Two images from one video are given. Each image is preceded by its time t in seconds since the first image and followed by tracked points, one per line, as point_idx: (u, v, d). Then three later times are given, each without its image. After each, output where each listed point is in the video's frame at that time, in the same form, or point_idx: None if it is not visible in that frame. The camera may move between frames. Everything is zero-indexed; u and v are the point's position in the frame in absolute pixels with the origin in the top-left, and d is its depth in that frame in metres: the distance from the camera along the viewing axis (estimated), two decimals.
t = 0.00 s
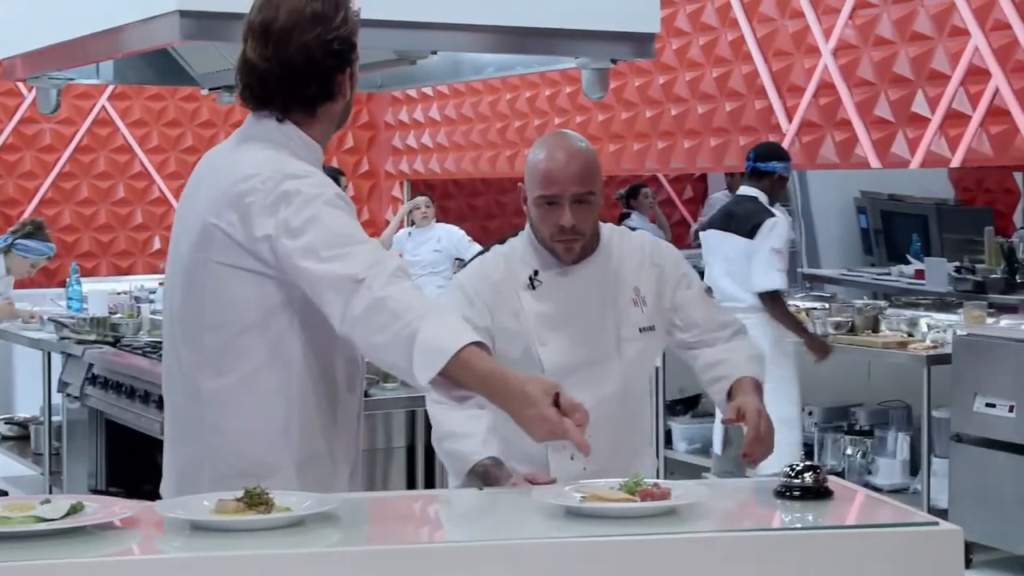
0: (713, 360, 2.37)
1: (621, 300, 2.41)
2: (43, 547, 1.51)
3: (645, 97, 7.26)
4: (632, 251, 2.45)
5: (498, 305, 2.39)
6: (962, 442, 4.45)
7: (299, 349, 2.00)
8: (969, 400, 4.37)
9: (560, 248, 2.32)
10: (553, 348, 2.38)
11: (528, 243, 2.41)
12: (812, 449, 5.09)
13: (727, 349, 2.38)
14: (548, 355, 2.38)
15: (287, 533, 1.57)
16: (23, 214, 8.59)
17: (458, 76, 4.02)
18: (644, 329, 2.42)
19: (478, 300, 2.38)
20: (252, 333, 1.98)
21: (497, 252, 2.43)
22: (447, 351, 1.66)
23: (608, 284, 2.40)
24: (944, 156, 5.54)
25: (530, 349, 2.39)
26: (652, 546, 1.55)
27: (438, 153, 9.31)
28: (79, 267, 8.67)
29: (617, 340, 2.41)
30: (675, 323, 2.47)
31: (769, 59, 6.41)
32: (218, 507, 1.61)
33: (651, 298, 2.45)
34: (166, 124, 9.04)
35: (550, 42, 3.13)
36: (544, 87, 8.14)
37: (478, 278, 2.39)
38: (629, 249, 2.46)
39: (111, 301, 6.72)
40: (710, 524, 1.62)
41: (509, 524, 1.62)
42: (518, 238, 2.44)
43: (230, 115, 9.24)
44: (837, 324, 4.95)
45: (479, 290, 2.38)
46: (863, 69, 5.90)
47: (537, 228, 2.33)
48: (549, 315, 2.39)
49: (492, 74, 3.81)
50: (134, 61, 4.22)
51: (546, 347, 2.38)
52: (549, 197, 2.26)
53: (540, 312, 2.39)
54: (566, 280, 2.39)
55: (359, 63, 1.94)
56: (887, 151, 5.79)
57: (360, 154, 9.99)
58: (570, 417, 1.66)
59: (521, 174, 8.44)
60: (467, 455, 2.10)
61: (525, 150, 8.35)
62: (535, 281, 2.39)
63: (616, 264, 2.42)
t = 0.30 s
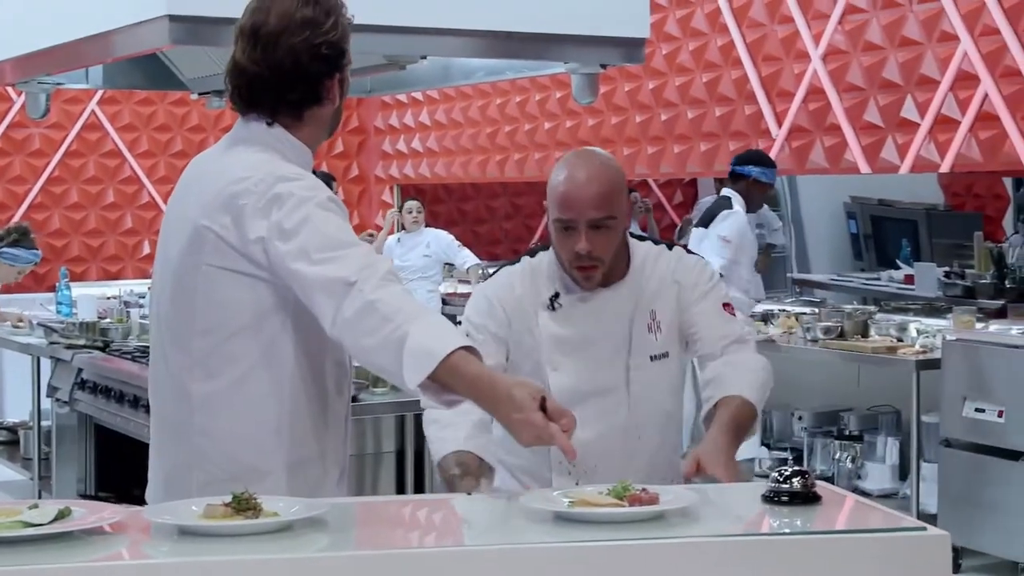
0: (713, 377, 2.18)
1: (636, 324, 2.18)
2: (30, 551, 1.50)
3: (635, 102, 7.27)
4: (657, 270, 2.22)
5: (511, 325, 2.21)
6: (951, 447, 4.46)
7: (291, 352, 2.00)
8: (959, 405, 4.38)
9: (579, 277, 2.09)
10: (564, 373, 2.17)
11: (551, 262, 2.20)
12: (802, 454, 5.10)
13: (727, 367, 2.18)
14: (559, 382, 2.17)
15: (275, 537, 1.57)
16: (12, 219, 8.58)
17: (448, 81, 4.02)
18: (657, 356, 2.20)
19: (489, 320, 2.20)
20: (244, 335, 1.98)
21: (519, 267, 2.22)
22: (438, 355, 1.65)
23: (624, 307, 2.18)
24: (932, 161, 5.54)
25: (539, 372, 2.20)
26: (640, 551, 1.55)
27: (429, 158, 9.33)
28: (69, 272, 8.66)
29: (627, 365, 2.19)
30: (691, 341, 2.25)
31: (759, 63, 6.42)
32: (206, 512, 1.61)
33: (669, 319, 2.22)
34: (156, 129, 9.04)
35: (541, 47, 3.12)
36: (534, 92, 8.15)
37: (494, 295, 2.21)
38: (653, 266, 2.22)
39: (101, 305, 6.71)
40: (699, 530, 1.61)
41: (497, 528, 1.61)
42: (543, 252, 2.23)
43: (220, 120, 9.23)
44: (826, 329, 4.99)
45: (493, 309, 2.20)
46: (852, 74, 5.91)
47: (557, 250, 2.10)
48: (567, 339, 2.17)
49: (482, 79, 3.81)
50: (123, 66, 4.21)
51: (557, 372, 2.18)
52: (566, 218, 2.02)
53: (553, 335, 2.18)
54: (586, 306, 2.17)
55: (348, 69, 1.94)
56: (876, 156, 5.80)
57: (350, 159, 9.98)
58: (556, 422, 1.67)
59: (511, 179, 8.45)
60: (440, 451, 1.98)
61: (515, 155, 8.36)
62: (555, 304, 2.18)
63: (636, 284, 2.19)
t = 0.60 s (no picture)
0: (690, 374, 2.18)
1: (615, 338, 2.17)
2: (23, 556, 1.50)
3: (627, 104, 7.27)
4: (629, 277, 2.21)
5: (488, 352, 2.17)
6: (944, 448, 4.46)
7: (284, 351, 2.00)
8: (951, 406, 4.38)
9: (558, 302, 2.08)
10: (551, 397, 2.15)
11: (525, 285, 2.17)
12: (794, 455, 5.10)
13: (697, 376, 2.17)
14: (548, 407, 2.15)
15: (268, 541, 1.57)
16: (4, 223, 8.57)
17: (440, 84, 4.02)
18: (636, 369, 2.20)
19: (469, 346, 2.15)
20: (236, 336, 1.97)
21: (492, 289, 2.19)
22: (430, 346, 1.66)
23: (602, 322, 2.17)
24: (923, 162, 5.54)
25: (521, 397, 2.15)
26: (631, 553, 1.55)
27: (421, 161, 9.33)
28: (61, 275, 8.65)
29: (607, 381, 2.18)
30: (662, 346, 2.25)
31: (750, 65, 6.42)
32: (198, 516, 1.61)
33: (642, 327, 2.22)
34: (148, 133, 9.04)
35: (532, 50, 3.12)
36: (526, 95, 8.16)
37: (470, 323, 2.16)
38: (625, 274, 2.22)
39: (93, 309, 6.70)
40: (691, 533, 1.61)
41: (489, 532, 1.61)
42: (513, 273, 2.20)
43: (211, 123, 9.23)
44: (820, 330, 5.00)
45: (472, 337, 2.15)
46: (843, 75, 5.92)
47: (534, 276, 2.09)
48: (549, 363, 2.16)
49: (474, 82, 3.81)
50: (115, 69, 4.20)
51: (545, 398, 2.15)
52: (543, 245, 2.01)
53: (535, 360, 2.16)
54: (563, 332, 2.16)
55: (335, 69, 1.94)
56: (868, 157, 5.81)
57: (342, 162, 10.00)
58: (550, 408, 1.67)
59: (503, 182, 8.45)
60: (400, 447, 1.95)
61: (507, 157, 8.37)
62: (534, 329, 2.16)
63: (610, 296, 2.19)
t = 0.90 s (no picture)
0: (668, 375, 2.18)
1: (583, 351, 2.14)
2: (23, 557, 1.50)
3: (625, 106, 7.28)
4: (589, 289, 2.19)
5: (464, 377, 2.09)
6: (943, 450, 4.46)
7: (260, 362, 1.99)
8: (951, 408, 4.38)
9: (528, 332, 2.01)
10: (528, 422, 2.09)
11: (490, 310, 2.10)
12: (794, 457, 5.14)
13: (674, 378, 2.17)
14: (526, 431, 2.09)
15: (268, 542, 1.57)
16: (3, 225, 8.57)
17: (438, 86, 4.02)
18: (602, 379, 2.18)
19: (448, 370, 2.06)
20: (215, 343, 1.98)
21: (458, 315, 2.12)
22: (380, 344, 1.67)
23: (571, 337, 2.13)
24: (922, 164, 5.55)
25: (502, 420, 2.09)
26: (633, 555, 1.55)
27: (420, 163, 9.34)
28: (60, 277, 8.64)
29: (578, 393, 2.15)
30: (631, 350, 2.26)
31: (749, 67, 6.43)
32: (198, 517, 1.61)
33: (605, 335, 2.20)
34: (147, 134, 9.05)
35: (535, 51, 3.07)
36: (525, 97, 8.16)
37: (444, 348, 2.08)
38: (585, 285, 2.20)
39: (93, 311, 6.70)
40: (691, 534, 1.61)
41: (489, 534, 1.61)
42: (477, 295, 2.13)
43: (210, 125, 9.24)
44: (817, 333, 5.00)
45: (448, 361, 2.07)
46: (842, 77, 5.92)
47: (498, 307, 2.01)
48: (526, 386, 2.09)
49: (472, 84, 3.81)
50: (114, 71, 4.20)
51: (522, 422, 2.09)
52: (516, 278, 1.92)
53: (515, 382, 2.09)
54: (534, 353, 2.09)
55: (327, 74, 1.95)
56: (867, 159, 5.82)
57: (341, 164, 10.01)
58: (512, 369, 1.74)
59: (502, 184, 8.45)
60: (380, 453, 1.93)
61: (506, 159, 8.37)
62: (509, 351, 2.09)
63: (575, 308, 2.16)
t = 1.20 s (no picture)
0: (664, 374, 2.19)
1: (574, 356, 2.12)
2: (29, 554, 1.51)
3: (630, 107, 7.28)
4: (577, 293, 2.19)
5: (460, 393, 2.07)
6: (947, 453, 4.46)
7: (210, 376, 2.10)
8: (954, 411, 4.38)
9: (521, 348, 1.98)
10: (525, 432, 2.09)
11: (479, 322, 2.07)
12: (798, 460, 5.15)
13: (673, 377, 2.18)
14: (522, 441, 2.09)
15: (272, 542, 1.57)
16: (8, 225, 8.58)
17: (444, 86, 4.02)
18: (595, 383, 2.17)
19: (442, 384, 2.04)
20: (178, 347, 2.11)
21: (449, 327, 2.09)
22: (215, 412, 1.78)
23: (563, 343, 2.12)
24: (928, 166, 5.56)
25: (500, 430, 2.09)
26: (638, 556, 1.55)
27: (425, 163, 9.35)
28: (65, 277, 8.65)
29: (573, 398, 2.13)
30: (623, 350, 2.27)
31: (755, 69, 6.43)
32: (203, 516, 1.61)
33: (595, 337, 2.21)
34: (152, 134, 9.08)
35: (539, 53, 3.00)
36: (530, 98, 8.17)
37: (438, 362, 2.05)
38: (573, 291, 2.20)
39: (97, 310, 6.70)
40: (695, 535, 1.61)
41: (495, 534, 1.62)
42: (468, 306, 2.10)
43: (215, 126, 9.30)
44: (823, 335, 5.00)
45: (442, 374, 2.04)
46: (848, 80, 5.93)
47: (489, 321, 1.97)
48: (522, 396, 2.08)
49: (479, 85, 3.81)
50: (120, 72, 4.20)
51: (518, 431, 2.09)
52: (507, 296, 1.89)
53: (510, 394, 2.08)
54: (527, 365, 2.08)
55: (326, 82, 2.01)
56: (872, 162, 5.82)
57: (346, 164, 10.04)
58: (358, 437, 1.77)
59: (506, 185, 8.46)
60: (380, 472, 1.89)
61: (511, 160, 8.37)
62: (503, 363, 2.07)
63: (566, 315, 2.15)
